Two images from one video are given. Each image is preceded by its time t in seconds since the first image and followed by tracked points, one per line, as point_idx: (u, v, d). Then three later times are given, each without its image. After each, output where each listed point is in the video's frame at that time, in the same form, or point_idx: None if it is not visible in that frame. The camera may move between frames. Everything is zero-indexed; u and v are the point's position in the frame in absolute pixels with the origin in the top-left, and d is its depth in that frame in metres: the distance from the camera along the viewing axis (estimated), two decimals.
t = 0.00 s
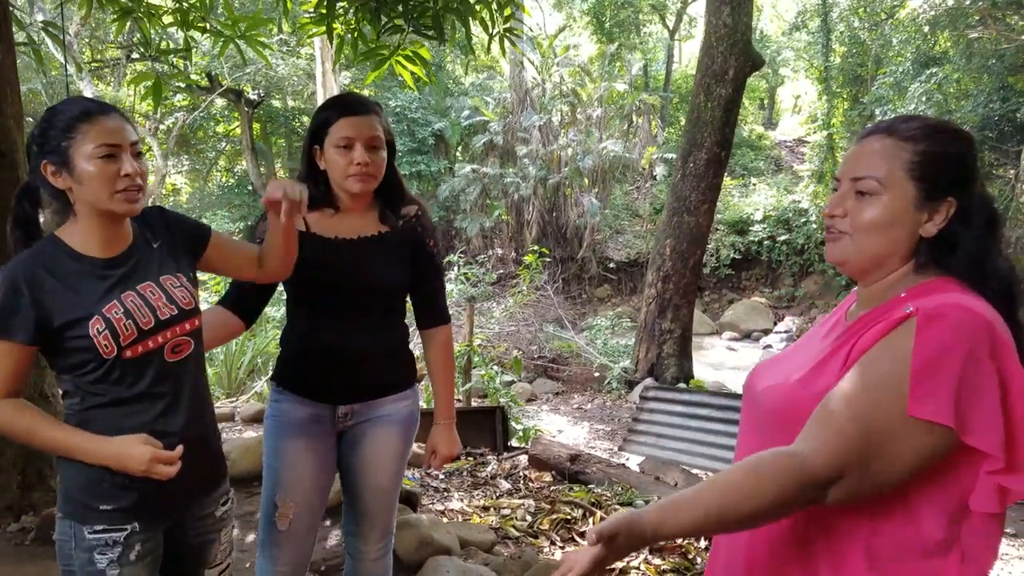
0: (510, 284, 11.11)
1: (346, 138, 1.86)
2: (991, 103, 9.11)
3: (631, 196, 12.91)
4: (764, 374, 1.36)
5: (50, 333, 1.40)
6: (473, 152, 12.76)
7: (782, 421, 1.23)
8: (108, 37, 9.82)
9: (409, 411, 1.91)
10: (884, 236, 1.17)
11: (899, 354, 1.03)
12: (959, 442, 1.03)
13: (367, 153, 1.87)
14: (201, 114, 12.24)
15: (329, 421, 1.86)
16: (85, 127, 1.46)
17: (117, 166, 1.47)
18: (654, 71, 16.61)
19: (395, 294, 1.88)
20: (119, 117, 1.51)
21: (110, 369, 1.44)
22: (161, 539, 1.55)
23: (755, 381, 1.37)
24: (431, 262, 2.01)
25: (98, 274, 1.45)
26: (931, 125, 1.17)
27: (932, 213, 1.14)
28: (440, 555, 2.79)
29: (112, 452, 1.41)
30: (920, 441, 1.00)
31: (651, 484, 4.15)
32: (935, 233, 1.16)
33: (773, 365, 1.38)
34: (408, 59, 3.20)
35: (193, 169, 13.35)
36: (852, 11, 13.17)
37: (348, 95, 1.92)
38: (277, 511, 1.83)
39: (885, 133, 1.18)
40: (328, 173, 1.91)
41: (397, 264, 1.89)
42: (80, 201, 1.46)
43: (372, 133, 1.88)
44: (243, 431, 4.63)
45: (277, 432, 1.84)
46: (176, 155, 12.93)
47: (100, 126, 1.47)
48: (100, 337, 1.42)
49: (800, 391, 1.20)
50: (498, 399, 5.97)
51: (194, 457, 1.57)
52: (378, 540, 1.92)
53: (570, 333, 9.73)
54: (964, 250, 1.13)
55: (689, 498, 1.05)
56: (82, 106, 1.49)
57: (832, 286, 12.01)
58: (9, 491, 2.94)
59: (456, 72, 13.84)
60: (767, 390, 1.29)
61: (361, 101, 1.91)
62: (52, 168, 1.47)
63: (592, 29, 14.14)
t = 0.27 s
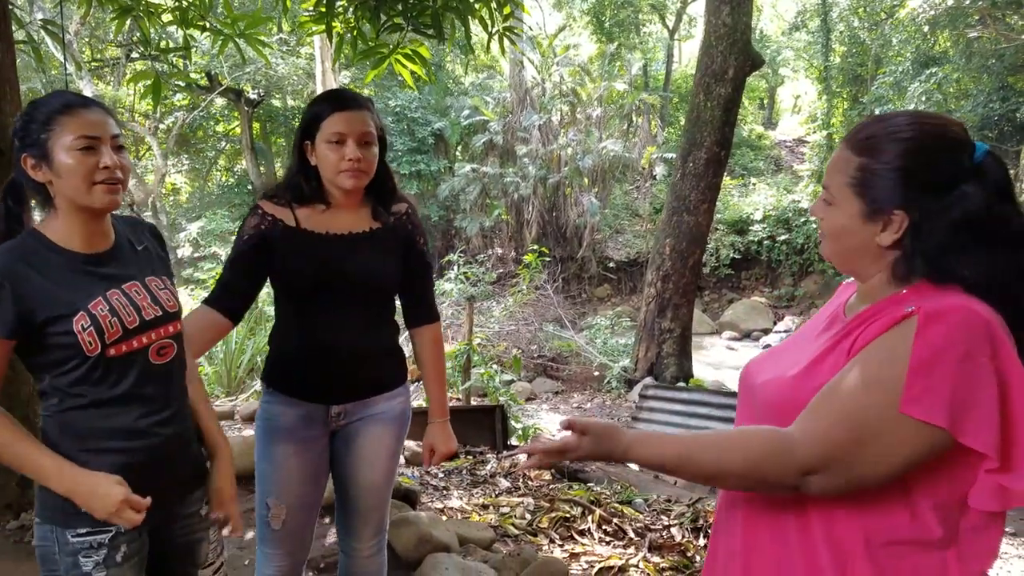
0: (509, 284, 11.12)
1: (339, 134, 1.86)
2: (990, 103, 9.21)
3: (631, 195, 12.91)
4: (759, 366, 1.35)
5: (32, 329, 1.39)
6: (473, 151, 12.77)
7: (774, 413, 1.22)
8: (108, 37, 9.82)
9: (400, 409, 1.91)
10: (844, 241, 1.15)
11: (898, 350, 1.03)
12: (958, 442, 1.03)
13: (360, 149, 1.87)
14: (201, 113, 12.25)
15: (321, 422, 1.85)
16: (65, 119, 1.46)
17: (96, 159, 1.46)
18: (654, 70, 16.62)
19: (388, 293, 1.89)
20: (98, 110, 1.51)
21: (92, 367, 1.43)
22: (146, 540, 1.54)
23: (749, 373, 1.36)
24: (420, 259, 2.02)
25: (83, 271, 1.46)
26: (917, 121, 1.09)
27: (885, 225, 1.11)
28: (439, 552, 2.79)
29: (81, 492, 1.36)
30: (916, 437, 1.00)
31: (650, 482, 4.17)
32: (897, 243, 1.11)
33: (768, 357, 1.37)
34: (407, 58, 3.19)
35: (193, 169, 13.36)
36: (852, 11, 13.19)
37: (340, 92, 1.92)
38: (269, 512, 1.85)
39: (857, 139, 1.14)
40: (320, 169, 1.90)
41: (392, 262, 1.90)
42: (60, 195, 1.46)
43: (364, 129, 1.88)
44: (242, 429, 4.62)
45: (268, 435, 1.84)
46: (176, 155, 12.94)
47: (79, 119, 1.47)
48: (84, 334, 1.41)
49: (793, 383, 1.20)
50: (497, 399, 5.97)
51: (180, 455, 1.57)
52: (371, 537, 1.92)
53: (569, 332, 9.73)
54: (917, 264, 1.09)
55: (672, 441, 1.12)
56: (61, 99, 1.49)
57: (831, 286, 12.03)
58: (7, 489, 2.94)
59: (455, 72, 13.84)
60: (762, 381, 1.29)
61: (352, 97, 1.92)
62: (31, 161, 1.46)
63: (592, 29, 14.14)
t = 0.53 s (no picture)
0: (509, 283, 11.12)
1: (330, 129, 1.85)
2: (991, 102, 9.21)
3: (631, 195, 12.90)
4: (762, 364, 1.34)
5: (24, 328, 1.38)
6: (473, 151, 12.78)
7: (778, 414, 1.21)
8: (108, 37, 9.83)
9: (392, 408, 1.92)
10: (847, 230, 1.15)
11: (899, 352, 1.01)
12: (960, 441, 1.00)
13: (350, 144, 1.87)
14: (201, 113, 12.25)
15: (312, 421, 1.85)
16: (63, 120, 1.46)
17: (93, 163, 1.47)
18: (654, 70, 16.62)
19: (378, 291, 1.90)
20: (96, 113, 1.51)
21: (80, 369, 1.43)
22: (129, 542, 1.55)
23: (752, 371, 1.35)
24: (409, 255, 2.01)
25: (76, 270, 1.46)
26: (925, 115, 1.11)
27: (896, 211, 1.10)
28: (441, 550, 2.79)
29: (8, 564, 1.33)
30: (920, 441, 0.98)
31: (651, 480, 4.17)
32: (905, 231, 1.10)
33: (771, 354, 1.35)
34: (409, 57, 3.19)
35: (193, 168, 13.38)
36: (853, 11, 13.19)
37: (332, 87, 1.91)
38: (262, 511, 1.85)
39: (867, 127, 1.15)
40: (310, 164, 1.89)
41: (382, 260, 1.90)
42: (55, 195, 1.46)
43: (354, 124, 1.88)
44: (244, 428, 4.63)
45: (257, 435, 1.84)
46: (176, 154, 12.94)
47: (78, 120, 1.47)
48: (75, 335, 1.41)
49: (795, 386, 1.18)
50: (498, 398, 5.97)
51: (165, 459, 1.58)
52: (367, 536, 1.92)
53: (570, 332, 9.72)
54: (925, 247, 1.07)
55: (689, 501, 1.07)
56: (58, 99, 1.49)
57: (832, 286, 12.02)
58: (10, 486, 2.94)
59: (456, 72, 13.84)
60: (765, 381, 1.27)
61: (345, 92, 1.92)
62: (29, 159, 1.46)
63: (592, 28, 14.14)
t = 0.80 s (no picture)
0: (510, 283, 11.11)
1: (319, 128, 1.85)
2: (991, 102, 9.19)
3: (632, 195, 12.90)
4: (762, 363, 1.33)
5: (19, 326, 1.41)
6: (473, 151, 12.78)
7: (777, 415, 1.20)
8: (109, 37, 9.83)
9: (387, 408, 1.91)
10: (836, 221, 1.16)
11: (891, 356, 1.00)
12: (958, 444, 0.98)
13: (340, 142, 1.86)
14: (201, 113, 12.25)
15: (305, 422, 1.85)
16: (30, 125, 1.47)
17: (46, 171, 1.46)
18: (654, 70, 16.62)
19: (374, 291, 1.88)
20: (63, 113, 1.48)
21: (76, 369, 1.43)
22: (132, 543, 1.53)
23: (752, 370, 1.34)
24: (405, 256, 1.99)
25: (75, 269, 1.47)
26: (920, 113, 1.09)
27: (877, 197, 1.10)
28: (443, 550, 2.79)
29: None
30: (917, 446, 0.96)
31: (653, 480, 4.17)
32: (885, 218, 1.10)
33: (771, 353, 1.34)
34: (410, 57, 3.19)
35: (193, 169, 13.40)
36: (853, 11, 13.19)
37: (323, 85, 1.91)
38: (257, 513, 1.86)
39: (863, 120, 1.15)
40: (301, 164, 1.89)
41: (375, 260, 1.88)
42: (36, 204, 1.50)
43: (345, 123, 1.87)
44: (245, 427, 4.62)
45: (250, 436, 1.84)
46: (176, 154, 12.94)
47: (40, 129, 1.46)
48: (68, 334, 1.41)
49: (792, 388, 1.17)
50: (499, 398, 5.96)
51: (167, 460, 1.56)
52: (364, 539, 1.92)
53: (571, 332, 9.72)
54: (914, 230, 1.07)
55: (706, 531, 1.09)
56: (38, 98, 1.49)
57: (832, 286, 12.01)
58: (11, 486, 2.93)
59: (456, 72, 13.84)
60: (764, 382, 1.26)
61: (336, 92, 1.92)
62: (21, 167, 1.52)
63: (592, 28, 14.14)
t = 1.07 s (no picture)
0: (511, 283, 11.13)
1: (316, 129, 1.84)
2: (993, 101, 9.15)
3: (634, 194, 12.88)
4: (755, 363, 1.33)
5: (29, 324, 1.42)
6: (475, 150, 12.78)
7: (765, 415, 1.21)
8: (111, 36, 9.84)
9: (389, 409, 1.90)
10: (822, 221, 1.16)
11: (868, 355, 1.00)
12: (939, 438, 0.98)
13: (337, 143, 1.85)
14: (203, 112, 12.26)
15: (308, 421, 1.85)
16: (50, 129, 1.46)
17: (72, 177, 1.46)
18: (656, 69, 16.62)
19: (377, 290, 1.87)
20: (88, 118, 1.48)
21: (85, 367, 1.44)
22: (140, 540, 1.54)
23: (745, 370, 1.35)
24: (408, 255, 1.96)
25: (84, 267, 1.47)
26: (906, 112, 1.09)
27: (858, 193, 1.10)
28: (445, 550, 2.79)
29: None
30: (894, 444, 0.96)
31: (654, 479, 4.17)
32: (866, 214, 1.11)
33: (765, 352, 1.35)
34: (412, 56, 3.19)
35: (196, 168, 13.40)
36: (855, 10, 13.15)
37: (321, 85, 1.91)
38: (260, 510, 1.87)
39: (846, 119, 1.16)
40: (300, 164, 1.89)
41: (376, 259, 1.86)
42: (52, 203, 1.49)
43: (342, 123, 1.86)
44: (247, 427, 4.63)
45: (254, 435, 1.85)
46: (178, 154, 12.95)
47: (62, 131, 1.46)
48: (79, 332, 1.42)
49: (778, 388, 1.18)
50: (501, 397, 5.96)
51: (177, 458, 1.56)
52: (368, 539, 1.93)
53: (572, 332, 9.71)
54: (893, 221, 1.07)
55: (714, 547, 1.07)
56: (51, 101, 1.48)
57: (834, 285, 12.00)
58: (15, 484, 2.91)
59: (457, 71, 13.84)
60: (754, 382, 1.27)
61: (335, 91, 1.91)
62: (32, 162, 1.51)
63: (594, 27, 14.10)
